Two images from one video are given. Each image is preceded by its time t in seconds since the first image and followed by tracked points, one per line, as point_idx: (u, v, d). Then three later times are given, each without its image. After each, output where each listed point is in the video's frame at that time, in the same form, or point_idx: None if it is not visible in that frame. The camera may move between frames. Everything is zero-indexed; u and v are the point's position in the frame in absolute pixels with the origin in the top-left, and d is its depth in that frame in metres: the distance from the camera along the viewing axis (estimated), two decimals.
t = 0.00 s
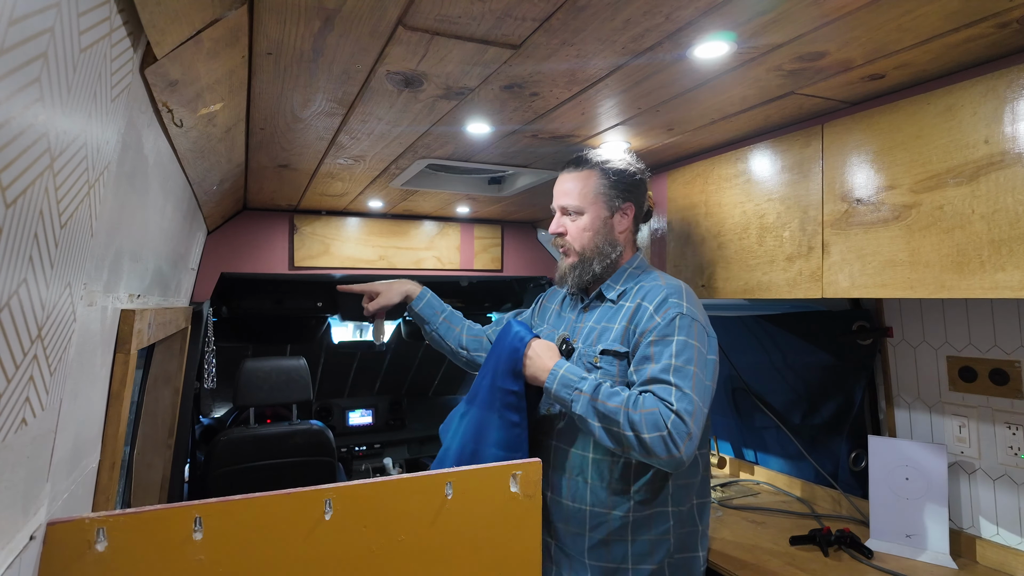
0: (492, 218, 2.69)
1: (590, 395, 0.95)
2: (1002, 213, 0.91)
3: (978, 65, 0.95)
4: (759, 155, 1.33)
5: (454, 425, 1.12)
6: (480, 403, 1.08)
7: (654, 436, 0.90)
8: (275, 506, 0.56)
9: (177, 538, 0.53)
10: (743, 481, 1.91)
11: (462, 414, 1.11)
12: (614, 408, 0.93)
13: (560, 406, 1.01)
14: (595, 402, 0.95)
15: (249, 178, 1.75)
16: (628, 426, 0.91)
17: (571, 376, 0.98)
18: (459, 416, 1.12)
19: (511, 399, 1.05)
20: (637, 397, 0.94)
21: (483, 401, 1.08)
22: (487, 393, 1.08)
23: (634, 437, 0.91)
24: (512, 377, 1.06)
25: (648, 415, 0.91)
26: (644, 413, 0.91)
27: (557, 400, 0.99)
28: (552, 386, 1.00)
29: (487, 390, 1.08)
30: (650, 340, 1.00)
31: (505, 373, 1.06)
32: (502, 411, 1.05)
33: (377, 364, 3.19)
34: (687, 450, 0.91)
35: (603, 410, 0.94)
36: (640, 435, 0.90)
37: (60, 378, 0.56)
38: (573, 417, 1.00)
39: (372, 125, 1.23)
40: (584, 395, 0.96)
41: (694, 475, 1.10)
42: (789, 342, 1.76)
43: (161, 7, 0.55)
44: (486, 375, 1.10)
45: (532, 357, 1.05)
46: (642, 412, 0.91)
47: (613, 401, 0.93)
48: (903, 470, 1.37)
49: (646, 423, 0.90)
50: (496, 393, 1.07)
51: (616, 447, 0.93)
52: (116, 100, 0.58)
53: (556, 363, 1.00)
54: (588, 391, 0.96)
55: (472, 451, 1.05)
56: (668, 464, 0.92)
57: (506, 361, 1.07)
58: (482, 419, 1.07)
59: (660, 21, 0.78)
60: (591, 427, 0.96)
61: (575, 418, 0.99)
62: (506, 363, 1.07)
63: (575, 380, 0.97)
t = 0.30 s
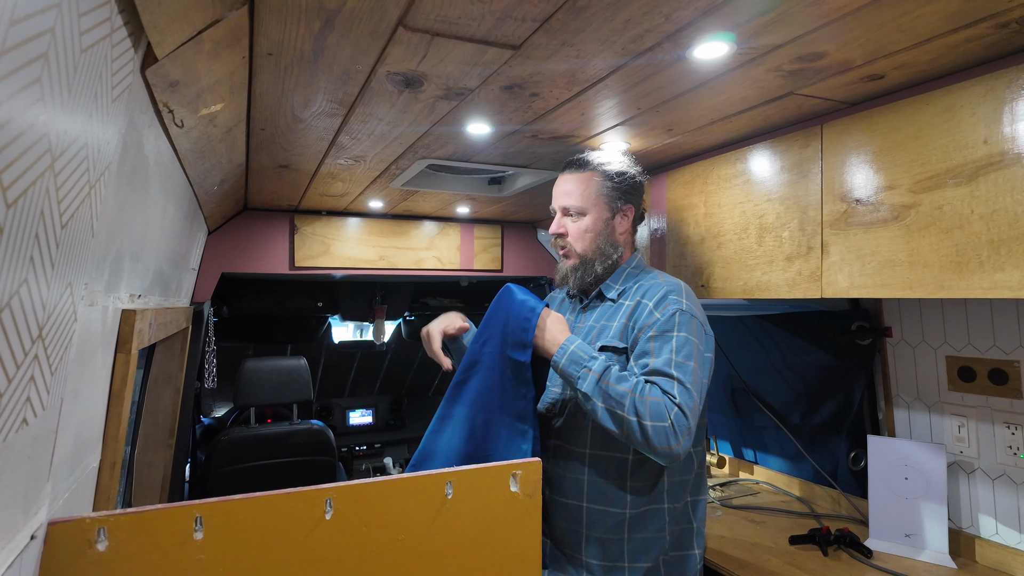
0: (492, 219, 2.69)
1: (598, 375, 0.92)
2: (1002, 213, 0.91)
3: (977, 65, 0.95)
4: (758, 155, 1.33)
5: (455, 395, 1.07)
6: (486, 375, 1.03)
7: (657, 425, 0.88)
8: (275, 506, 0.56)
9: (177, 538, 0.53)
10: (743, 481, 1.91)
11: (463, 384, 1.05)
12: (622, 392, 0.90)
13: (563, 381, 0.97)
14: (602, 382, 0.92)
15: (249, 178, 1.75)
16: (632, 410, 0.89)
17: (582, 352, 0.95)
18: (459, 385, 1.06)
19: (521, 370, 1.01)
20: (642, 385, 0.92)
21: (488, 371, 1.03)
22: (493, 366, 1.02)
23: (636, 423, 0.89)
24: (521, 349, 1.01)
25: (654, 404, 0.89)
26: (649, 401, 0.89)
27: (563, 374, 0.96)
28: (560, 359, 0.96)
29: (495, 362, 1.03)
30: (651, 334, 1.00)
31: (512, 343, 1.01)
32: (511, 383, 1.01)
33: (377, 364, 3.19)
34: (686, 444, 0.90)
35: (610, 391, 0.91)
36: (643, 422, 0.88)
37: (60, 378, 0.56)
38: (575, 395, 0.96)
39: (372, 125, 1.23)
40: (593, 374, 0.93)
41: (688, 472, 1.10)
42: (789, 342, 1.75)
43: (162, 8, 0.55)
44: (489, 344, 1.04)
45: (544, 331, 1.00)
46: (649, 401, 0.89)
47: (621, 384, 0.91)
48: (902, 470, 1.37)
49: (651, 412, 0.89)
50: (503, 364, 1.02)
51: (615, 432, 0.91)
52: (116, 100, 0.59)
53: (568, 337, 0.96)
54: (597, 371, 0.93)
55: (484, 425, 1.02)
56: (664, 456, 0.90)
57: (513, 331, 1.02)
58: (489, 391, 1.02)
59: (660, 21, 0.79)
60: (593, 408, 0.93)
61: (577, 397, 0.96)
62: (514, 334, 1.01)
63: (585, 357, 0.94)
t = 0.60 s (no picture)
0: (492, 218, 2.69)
1: (629, 392, 0.91)
2: (1002, 213, 0.91)
3: (978, 65, 0.95)
4: (759, 155, 1.33)
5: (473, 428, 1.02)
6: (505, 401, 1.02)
7: (697, 430, 0.89)
8: (275, 506, 0.56)
9: (177, 538, 0.53)
10: (743, 481, 1.91)
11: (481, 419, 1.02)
12: (658, 403, 0.90)
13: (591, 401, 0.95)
14: (635, 397, 0.91)
15: (249, 178, 1.75)
16: (671, 420, 0.89)
17: (606, 370, 0.93)
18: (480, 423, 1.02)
19: (538, 393, 0.99)
20: (673, 392, 0.92)
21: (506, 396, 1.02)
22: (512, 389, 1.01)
23: (678, 431, 0.89)
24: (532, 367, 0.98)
25: (690, 409, 0.90)
26: (686, 407, 0.90)
27: (591, 395, 0.93)
28: (586, 380, 0.93)
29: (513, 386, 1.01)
30: (671, 339, 1.00)
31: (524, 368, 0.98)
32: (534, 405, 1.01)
33: (377, 364, 3.19)
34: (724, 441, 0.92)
35: (644, 406, 0.90)
36: (683, 428, 0.89)
37: (60, 378, 0.56)
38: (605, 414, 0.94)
39: (372, 125, 1.23)
40: (623, 392, 0.91)
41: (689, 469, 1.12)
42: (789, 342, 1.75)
43: (161, 7, 0.55)
44: (500, 370, 1.02)
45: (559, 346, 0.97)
46: (685, 407, 0.90)
47: (654, 396, 0.90)
48: (902, 470, 1.37)
49: (689, 416, 0.90)
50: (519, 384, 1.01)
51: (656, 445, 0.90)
52: (116, 100, 0.58)
53: (589, 356, 0.94)
54: (626, 387, 0.91)
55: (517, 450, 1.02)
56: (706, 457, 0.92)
57: (524, 352, 0.99)
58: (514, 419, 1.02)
59: (660, 21, 0.79)
60: (627, 424, 0.91)
61: (606, 415, 0.94)
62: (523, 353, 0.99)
63: (610, 375, 0.92)
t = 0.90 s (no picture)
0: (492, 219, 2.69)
1: (611, 365, 0.81)
2: (1002, 213, 0.91)
3: (978, 65, 0.95)
4: (758, 155, 1.33)
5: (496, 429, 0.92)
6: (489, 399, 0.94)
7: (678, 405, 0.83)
8: (275, 506, 0.56)
9: (177, 538, 0.53)
10: (743, 481, 1.90)
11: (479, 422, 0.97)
12: (640, 376, 0.82)
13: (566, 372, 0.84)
14: (617, 371, 0.81)
15: (249, 178, 1.75)
16: (654, 395, 0.81)
17: (587, 337, 0.83)
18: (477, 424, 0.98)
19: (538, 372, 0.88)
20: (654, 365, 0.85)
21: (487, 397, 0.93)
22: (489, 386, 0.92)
23: (660, 406, 0.82)
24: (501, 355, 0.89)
25: (673, 383, 0.84)
26: (669, 382, 0.83)
27: (566, 367, 0.83)
28: (563, 349, 0.83)
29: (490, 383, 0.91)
30: (656, 320, 0.97)
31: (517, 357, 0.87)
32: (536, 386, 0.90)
33: (377, 364, 3.19)
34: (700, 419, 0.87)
35: (627, 379, 0.81)
36: (666, 404, 0.82)
37: (60, 377, 0.56)
38: (579, 386, 0.83)
39: (372, 125, 1.23)
40: (604, 364, 0.81)
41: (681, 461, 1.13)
42: (790, 342, 1.76)
43: (161, 8, 0.55)
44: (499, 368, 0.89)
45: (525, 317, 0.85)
46: (668, 379, 0.83)
47: (638, 368, 0.82)
48: (902, 470, 1.37)
49: (672, 391, 0.83)
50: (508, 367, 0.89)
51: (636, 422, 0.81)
52: (116, 100, 0.59)
53: (570, 323, 0.83)
54: (608, 359, 0.82)
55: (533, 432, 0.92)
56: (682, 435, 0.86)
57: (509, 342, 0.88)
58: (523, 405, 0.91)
59: (660, 21, 0.79)
60: (604, 399, 0.81)
61: (579, 388, 0.83)
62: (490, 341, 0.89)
63: (591, 345, 0.82)
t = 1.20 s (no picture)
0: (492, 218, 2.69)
1: (561, 419, 0.88)
2: (1002, 213, 0.91)
3: (978, 65, 0.94)
4: (759, 155, 1.33)
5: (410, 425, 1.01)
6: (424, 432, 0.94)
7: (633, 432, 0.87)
8: (275, 506, 0.56)
9: (177, 538, 0.53)
10: (743, 481, 1.90)
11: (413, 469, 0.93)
12: (592, 422, 0.87)
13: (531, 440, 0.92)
14: (569, 422, 0.88)
15: (249, 178, 1.75)
16: (610, 433, 0.87)
17: (531, 402, 0.89)
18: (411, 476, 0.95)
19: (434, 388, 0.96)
20: (610, 400, 0.90)
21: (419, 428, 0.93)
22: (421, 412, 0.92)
23: (618, 442, 0.87)
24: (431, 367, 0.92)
25: (628, 415, 0.88)
26: (622, 413, 0.88)
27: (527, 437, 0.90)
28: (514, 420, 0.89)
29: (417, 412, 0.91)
30: (642, 334, 0.99)
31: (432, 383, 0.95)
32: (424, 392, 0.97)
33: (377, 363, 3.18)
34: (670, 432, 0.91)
35: (579, 427, 0.88)
36: (625, 438, 0.87)
37: (60, 378, 0.56)
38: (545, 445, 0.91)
39: (372, 125, 1.23)
40: (556, 421, 0.88)
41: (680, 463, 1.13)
42: (790, 342, 1.76)
43: (161, 7, 0.55)
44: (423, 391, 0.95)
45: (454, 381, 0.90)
46: (623, 413, 0.88)
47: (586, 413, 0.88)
48: (902, 470, 1.37)
49: (628, 424, 0.87)
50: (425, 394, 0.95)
51: (603, 462, 0.88)
52: (116, 100, 0.58)
53: (511, 391, 0.89)
54: (558, 415, 0.88)
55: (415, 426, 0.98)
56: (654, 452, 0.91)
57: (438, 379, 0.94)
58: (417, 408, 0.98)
59: (660, 21, 0.79)
60: (569, 450, 0.89)
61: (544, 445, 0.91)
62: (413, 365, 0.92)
63: (536, 405, 0.88)
